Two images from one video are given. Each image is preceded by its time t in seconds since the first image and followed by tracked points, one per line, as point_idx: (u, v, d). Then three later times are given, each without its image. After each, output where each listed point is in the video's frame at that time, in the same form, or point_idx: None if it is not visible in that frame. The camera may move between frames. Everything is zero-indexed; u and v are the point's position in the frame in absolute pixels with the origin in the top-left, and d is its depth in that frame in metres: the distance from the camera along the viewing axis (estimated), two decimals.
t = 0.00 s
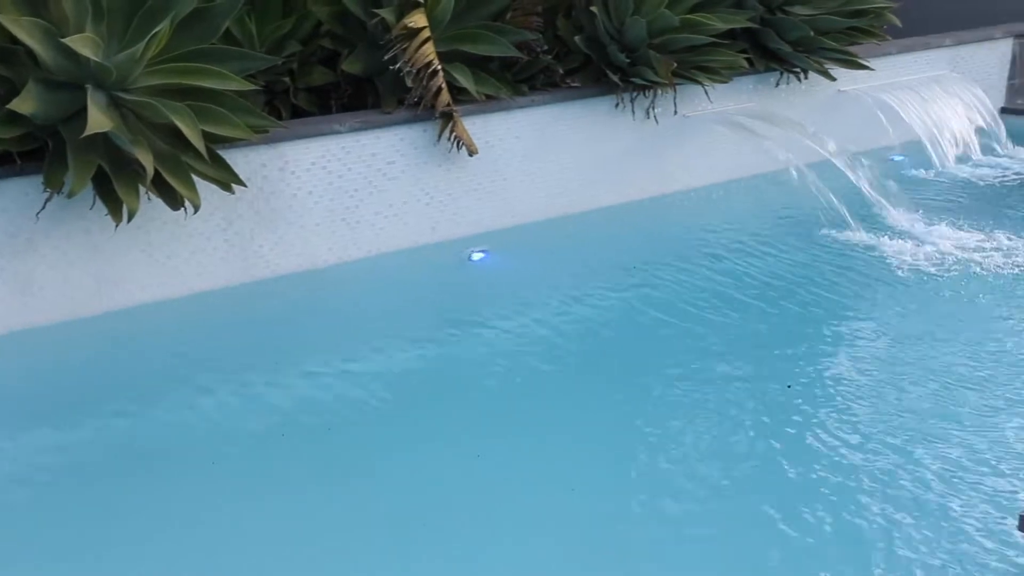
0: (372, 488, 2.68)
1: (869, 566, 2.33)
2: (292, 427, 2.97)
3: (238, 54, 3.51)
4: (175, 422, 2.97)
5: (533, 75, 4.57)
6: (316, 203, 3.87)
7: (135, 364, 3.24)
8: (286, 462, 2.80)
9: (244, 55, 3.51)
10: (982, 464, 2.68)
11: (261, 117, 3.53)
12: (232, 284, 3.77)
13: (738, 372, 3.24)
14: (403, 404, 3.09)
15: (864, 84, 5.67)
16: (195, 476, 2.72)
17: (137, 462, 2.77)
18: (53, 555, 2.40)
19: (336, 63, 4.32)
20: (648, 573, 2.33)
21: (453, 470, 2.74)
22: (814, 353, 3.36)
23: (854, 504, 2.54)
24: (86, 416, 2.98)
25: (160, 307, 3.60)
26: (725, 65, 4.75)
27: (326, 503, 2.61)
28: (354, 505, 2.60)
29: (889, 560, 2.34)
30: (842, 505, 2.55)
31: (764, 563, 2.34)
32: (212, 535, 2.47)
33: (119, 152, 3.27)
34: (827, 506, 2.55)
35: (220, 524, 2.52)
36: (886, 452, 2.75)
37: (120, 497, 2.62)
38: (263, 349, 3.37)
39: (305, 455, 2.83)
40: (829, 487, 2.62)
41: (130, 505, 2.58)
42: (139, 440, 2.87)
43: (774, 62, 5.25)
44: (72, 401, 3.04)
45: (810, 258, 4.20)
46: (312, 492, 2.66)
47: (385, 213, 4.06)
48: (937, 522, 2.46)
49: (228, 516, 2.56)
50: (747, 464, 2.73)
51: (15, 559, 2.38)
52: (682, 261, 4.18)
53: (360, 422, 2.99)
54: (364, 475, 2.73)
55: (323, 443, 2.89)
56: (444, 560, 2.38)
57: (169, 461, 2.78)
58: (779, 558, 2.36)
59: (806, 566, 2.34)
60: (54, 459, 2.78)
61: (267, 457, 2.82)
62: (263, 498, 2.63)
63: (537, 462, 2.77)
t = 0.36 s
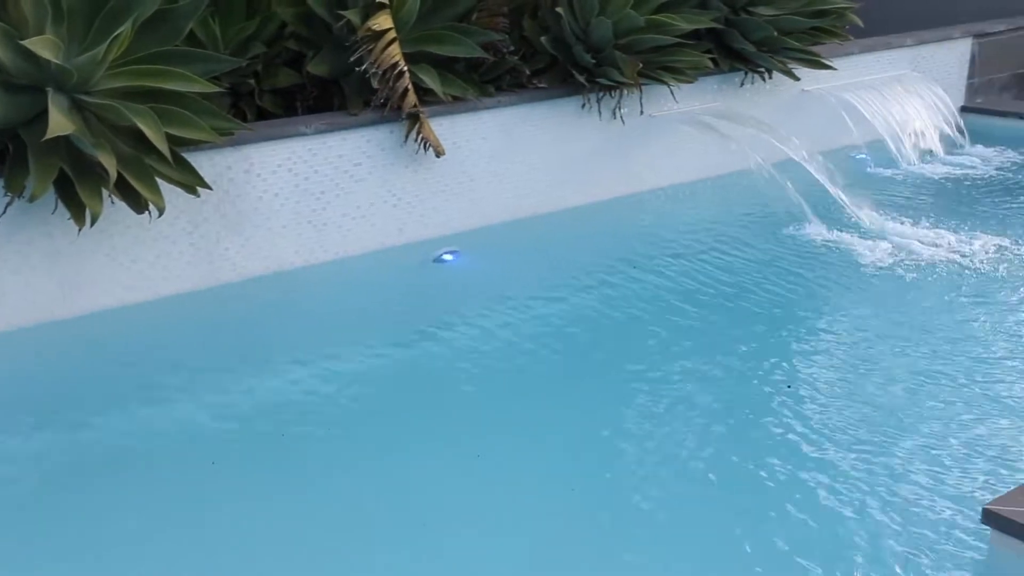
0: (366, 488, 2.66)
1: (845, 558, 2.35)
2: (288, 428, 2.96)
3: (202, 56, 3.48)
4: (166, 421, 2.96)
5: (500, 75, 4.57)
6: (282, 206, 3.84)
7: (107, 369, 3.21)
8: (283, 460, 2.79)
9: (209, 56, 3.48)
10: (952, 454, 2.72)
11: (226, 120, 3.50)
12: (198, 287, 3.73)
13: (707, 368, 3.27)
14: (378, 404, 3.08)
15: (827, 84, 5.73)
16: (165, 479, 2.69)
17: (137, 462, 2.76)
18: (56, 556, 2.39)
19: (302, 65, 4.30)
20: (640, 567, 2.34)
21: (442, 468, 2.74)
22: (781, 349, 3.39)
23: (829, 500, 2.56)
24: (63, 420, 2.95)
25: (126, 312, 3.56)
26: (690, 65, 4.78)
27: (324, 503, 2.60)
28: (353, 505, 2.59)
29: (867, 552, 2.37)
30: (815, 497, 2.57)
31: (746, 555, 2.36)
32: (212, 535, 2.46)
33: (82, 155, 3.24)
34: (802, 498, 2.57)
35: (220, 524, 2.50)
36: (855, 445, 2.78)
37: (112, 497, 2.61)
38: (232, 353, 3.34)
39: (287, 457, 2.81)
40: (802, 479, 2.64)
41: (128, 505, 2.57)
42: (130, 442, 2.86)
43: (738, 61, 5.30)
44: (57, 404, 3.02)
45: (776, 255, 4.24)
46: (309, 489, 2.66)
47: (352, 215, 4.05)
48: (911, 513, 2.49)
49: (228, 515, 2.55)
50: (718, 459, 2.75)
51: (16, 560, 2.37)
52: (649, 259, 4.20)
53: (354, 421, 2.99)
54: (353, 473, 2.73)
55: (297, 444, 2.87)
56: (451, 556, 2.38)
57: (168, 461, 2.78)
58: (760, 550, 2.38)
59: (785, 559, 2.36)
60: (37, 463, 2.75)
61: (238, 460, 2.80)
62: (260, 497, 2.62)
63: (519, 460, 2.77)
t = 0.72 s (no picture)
0: (367, 488, 2.66)
1: (822, 549, 2.37)
2: (290, 426, 2.96)
3: (169, 58, 3.45)
4: (159, 421, 2.96)
5: (469, 77, 4.58)
6: (251, 208, 3.82)
7: (80, 374, 3.18)
8: (280, 459, 2.79)
9: (175, 58, 3.46)
10: (923, 447, 2.75)
11: (193, 122, 3.48)
12: (166, 291, 3.70)
13: (678, 367, 3.28)
14: (363, 404, 3.08)
15: (793, 84, 5.78)
16: (137, 484, 2.66)
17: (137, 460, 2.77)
18: (60, 556, 2.38)
19: (269, 67, 4.28)
20: (635, 562, 2.35)
21: (434, 468, 2.74)
22: (751, 348, 3.41)
23: (805, 492, 2.58)
24: (30, 427, 2.91)
25: (94, 316, 3.52)
26: (658, 65, 4.81)
27: (324, 503, 2.59)
28: (355, 505, 2.59)
29: (846, 542, 2.39)
30: (790, 492, 2.58)
31: (731, 549, 2.38)
32: (212, 535, 2.45)
33: (47, 158, 3.20)
34: (779, 491, 2.59)
35: (220, 524, 2.50)
36: (828, 439, 2.80)
37: (107, 497, 2.61)
38: (202, 356, 3.31)
39: (270, 459, 2.79)
40: (775, 474, 2.66)
41: (127, 506, 2.57)
42: (123, 444, 2.85)
43: (705, 61, 5.33)
44: (46, 407, 3.01)
45: (746, 254, 4.27)
46: (308, 489, 2.66)
47: (321, 217, 4.03)
48: (886, 504, 2.51)
49: (227, 516, 2.54)
50: (692, 456, 2.76)
51: (18, 561, 2.36)
52: (619, 259, 4.22)
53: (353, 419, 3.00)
54: (350, 473, 2.72)
55: (272, 447, 2.85)
56: (456, 552, 2.39)
57: (170, 460, 2.78)
58: (744, 545, 2.40)
59: (765, 551, 2.37)
60: (22, 467, 2.73)
61: (211, 463, 2.77)
62: (258, 497, 2.62)
63: (502, 459, 2.78)
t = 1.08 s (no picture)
0: (372, 489, 2.64)
1: (793, 544, 2.39)
2: (293, 427, 2.96)
3: (134, 60, 3.42)
4: (153, 420, 2.97)
5: (437, 77, 4.58)
6: (218, 210, 3.80)
7: (54, 379, 3.15)
8: (279, 457, 2.80)
9: (141, 60, 3.43)
10: (893, 442, 2.78)
11: (160, 124, 3.45)
12: (133, 295, 3.66)
13: (648, 366, 3.30)
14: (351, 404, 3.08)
15: (759, 84, 5.83)
16: (106, 490, 2.64)
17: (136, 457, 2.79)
18: (67, 555, 2.38)
19: (235, 68, 4.26)
20: (617, 558, 2.36)
21: (429, 467, 2.74)
22: (720, 346, 3.43)
23: (781, 486, 2.61)
24: None
25: (59, 320, 3.48)
26: (627, 65, 4.83)
27: (329, 505, 2.58)
28: (359, 506, 2.58)
29: (825, 536, 2.41)
30: (761, 488, 2.60)
31: (709, 545, 2.40)
32: (207, 535, 2.45)
33: (11, 163, 3.18)
34: (755, 486, 2.61)
35: (218, 524, 2.50)
36: (800, 435, 2.84)
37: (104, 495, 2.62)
38: (171, 360, 3.29)
39: (256, 461, 2.78)
40: (747, 472, 2.67)
41: (127, 505, 2.56)
42: (116, 445, 2.84)
43: (673, 61, 5.35)
44: (36, 409, 2.99)
45: (715, 253, 4.29)
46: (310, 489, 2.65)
47: (289, 219, 4.01)
48: (860, 499, 2.54)
49: (228, 515, 2.54)
50: (663, 454, 2.78)
51: (23, 560, 2.35)
52: (590, 259, 4.23)
53: (355, 419, 3.00)
54: (350, 474, 2.71)
55: (242, 450, 2.84)
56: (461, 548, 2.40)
57: (173, 460, 2.78)
58: (715, 541, 2.41)
59: (745, 546, 2.39)
60: None
61: (181, 466, 2.75)
62: (258, 497, 2.62)
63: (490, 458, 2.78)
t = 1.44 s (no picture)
0: (374, 490, 2.64)
1: (769, 536, 2.41)
2: (294, 427, 2.95)
3: (97, 61, 3.38)
4: (143, 420, 2.96)
5: (404, 78, 4.58)
6: (184, 213, 3.76)
7: (19, 385, 3.10)
8: (278, 457, 2.79)
9: (104, 61, 3.38)
10: (861, 437, 2.81)
11: (124, 127, 3.41)
12: (98, 300, 3.62)
13: (618, 364, 3.32)
14: (338, 405, 3.07)
15: (725, 83, 5.87)
16: (73, 496, 2.60)
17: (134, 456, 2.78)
18: (68, 555, 2.37)
19: (200, 69, 4.22)
20: (593, 554, 2.37)
21: (427, 467, 2.73)
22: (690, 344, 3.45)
23: (753, 481, 2.63)
24: None
25: (23, 326, 3.44)
26: (594, 65, 4.85)
27: (333, 505, 2.58)
28: (360, 506, 2.57)
29: (797, 529, 2.43)
30: (733, 483, 2.62)
31: (683, 541, 2.41)
32: (207, 535, 2.45)
33: None
34: (726, 481, 2.63)
35: (217, 524, 2.49)
36: (769, 431, 2.86)
37: (102, 494, 2.61)
38: (138, 365, 3.25)
39: (233, 462, 2.77)
40: (718, 467, 2.69)
41: (125, 505, 2.56)
42: (99, 447, 2.83)
43: (639, 61, 5.38)
44: (27, 412, 2.98)
45: (684, 251, 4.32)
46: (310, 489, 2.65)
47: (256, 221, 3.98)
48: (831, 492, 2.56)
49: (227, 515, 2.53)
50: (635, 451, 2.79)
51: (23, 560, 2.35)
52: (559, 259, 4.24)
53: (355, 419, 2.99)
54: (351, 474, 2.71)
55: (213, 453, 2.81)
56: (459, 546, 2.41)
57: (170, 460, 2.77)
58: (689, 537, 2.43)
59: (719, 541, 2.41)
60: None
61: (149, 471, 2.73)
62: (258, 496, 2.61)
63: (483, 458, 2.78)
